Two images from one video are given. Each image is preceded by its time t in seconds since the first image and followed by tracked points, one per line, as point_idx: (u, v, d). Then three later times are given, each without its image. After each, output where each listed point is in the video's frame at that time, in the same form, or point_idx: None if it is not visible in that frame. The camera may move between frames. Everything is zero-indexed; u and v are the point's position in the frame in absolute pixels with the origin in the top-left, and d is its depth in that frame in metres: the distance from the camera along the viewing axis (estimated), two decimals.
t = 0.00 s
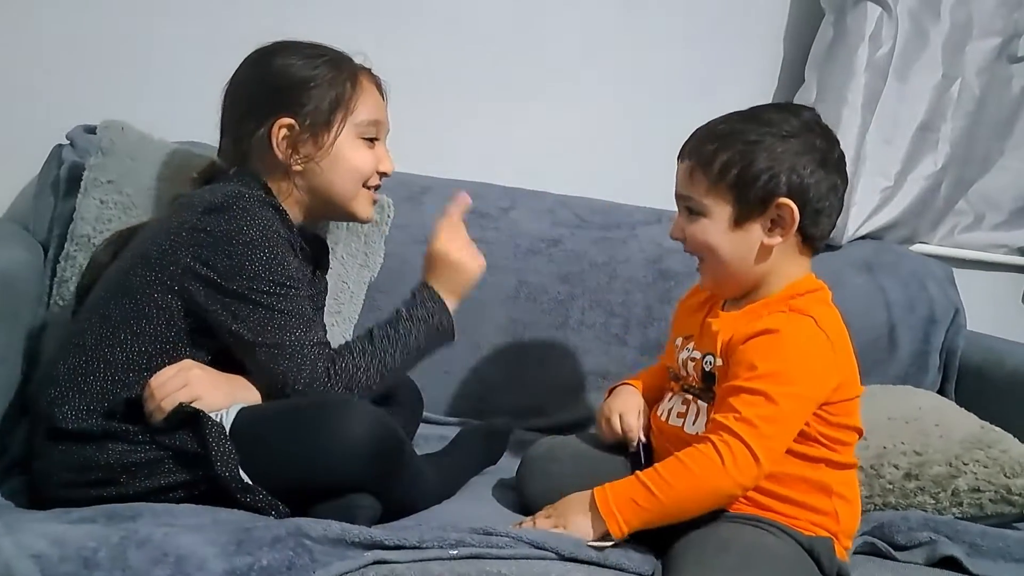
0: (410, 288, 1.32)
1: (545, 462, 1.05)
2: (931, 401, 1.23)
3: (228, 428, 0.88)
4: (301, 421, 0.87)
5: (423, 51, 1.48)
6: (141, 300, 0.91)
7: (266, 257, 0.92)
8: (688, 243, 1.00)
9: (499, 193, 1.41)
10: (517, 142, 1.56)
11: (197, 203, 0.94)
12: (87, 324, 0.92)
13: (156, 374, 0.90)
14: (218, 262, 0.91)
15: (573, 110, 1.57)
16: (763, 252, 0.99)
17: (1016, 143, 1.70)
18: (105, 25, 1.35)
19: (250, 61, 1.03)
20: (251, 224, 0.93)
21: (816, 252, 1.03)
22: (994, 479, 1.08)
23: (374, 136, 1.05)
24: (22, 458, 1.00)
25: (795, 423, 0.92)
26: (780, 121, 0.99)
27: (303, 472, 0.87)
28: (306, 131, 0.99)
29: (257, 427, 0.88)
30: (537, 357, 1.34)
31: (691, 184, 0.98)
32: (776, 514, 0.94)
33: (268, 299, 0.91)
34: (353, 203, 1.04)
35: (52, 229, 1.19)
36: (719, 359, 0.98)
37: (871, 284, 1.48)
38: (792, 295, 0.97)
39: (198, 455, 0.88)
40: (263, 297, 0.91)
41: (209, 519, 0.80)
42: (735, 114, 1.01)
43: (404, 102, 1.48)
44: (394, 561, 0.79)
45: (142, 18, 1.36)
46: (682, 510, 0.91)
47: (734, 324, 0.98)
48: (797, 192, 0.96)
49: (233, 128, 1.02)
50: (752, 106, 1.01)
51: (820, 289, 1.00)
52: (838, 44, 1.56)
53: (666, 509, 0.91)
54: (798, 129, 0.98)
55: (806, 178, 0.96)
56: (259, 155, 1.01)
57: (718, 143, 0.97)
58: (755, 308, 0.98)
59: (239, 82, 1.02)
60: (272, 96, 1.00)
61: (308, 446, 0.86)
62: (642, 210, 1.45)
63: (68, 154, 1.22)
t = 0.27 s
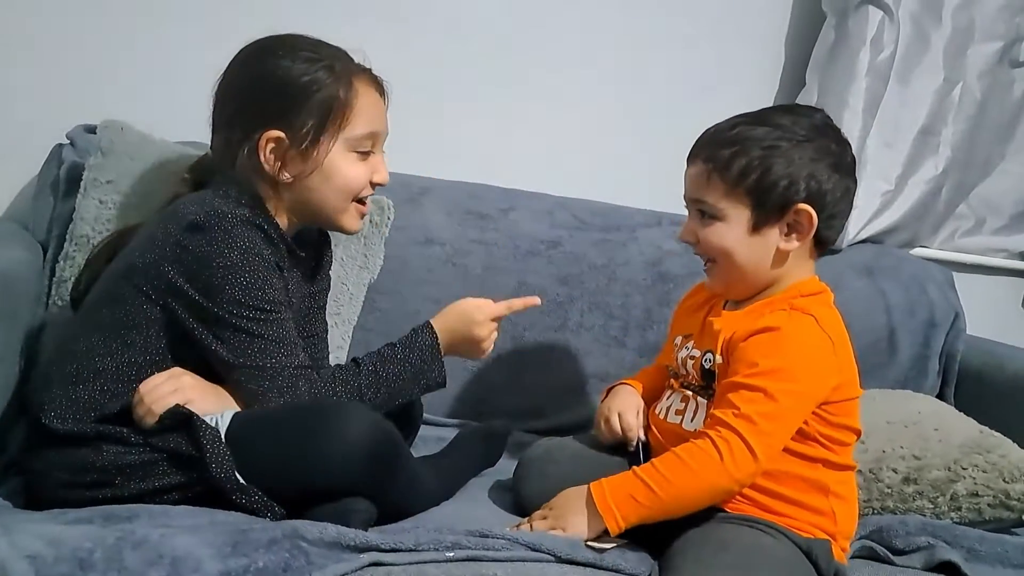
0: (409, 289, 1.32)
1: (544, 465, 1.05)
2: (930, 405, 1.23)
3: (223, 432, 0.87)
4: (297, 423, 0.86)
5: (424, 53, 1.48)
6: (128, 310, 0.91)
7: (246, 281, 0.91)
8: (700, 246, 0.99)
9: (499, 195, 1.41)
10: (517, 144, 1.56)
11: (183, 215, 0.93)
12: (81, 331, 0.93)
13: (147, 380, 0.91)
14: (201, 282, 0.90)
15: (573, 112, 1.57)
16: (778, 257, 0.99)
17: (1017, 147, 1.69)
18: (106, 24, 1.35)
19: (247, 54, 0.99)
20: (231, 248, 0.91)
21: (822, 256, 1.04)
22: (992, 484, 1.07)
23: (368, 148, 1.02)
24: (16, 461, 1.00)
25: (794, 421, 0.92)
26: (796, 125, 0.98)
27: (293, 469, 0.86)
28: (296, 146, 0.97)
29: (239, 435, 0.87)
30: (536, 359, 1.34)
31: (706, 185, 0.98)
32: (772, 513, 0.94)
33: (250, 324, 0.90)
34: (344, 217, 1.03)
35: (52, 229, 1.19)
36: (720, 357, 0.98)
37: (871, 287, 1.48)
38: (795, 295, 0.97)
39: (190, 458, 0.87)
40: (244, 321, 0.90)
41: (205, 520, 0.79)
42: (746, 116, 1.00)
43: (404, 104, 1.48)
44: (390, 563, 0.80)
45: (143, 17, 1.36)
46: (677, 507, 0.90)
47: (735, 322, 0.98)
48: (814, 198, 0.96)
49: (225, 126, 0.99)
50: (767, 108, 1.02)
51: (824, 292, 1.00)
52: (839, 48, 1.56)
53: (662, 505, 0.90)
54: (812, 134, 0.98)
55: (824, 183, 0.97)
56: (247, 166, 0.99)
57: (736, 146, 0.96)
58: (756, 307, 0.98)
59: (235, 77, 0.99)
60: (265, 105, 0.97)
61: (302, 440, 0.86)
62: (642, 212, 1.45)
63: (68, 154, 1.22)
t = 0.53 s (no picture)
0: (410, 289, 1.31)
1: (543, 465, 1.05)
2: (931, 408, 1.22)
3: (221, 433, 0.87)
4: (296, 426, 0.86)
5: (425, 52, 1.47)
6: (121, 317, 0.90)
7: (240, 288, 0.90)
8: (708, 247, 0.98)
9: (500, 195, 1.41)
10: (519, 144, 1.55)
11: (172, 220, 0.91)
12: (73, 335, 0.92)
13: (148, 379, 0.90)
14: (194, 288, 0.89)
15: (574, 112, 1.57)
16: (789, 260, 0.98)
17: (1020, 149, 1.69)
18: (105, 21, 1.35)
19: (247, 51, 0.96)
20: (224, 255, 0.90)
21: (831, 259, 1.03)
22: (994, 488, 1.07)
23: (376, 150, 1.00)
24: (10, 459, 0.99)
25: (809, 430, 0.91)
26: (808, 127, 0.97)
27: (297, 467, 0.86)
28: (303, 153, 0.95)
29: (239, 434, 0.86)
30: (536, 359, 1.34)
31: (718, 187, 0.96)
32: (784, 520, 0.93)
33: (244, 330, 0.89)
34: (350, 220, 1.02)
35: (51, 226, 1.18)
36: (729, 361, 0.97)
37: (873, 290, 1.47)
38: (805, 299, 0.97)
39: (191, 461, 0.87)
40: (238, 327, 0.89)
41: (203, 519, 0.79)
42: (757, 118, 0.99)
43: (404, 103, 1.48)
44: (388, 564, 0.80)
45: (142, 13, 1.36)
46: (695, 516, 0.89)
47: (751, 329, 0.97)
48: (828, 202, 0.96)
49: (224, 127, 0.96)
50: (778, 108, 1.00)
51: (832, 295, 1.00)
52: (842, 49, 1.56)
53: (680, 514, 0.89)
54: (823, 136, 0.97)
55: (838, 187, 0.96)
56: (251, 172, 0.96)
57: (748, 148, 0.95)
58: (770, 313, 0.97)
59: (233, 77, 0.95)
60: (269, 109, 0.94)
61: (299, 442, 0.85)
62: (643, 213, 1.44)
63: (68, 150, 1.22)
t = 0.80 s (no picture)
0: (410, 289, 1.32)
1: (542, 465, 1.05)
2: (928, 410, 1.23)
3: (225, 434, 0.87)
4: (288, 424, 0.86)
5: (426, 55, 1.48)
6: (127, 322, 0.91)
7: (249, 301, 0.90)
8: (711, 249, 0.99)
9: (500, 197, 1.41)
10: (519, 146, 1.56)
11: (184, 230, 0.91)
12: (80, 338, 0.92)
13: (155, 377, 0.91)
14: (203, 297, 0.90)
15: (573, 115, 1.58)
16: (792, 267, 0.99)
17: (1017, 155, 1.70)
18: (109, 21, 1.35)
19: (261, 63, 0.95)
20: (234, 267, 0.89)
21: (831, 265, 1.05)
22: (989, 490, 1.08)
23: (394, 158, 0.99)
24: (11, 455, 1.00)
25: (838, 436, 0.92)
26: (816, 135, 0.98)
27: (294, 463, 0.86)
28: (323, 166, 0.94)
29: (239, 437, 0.87)
30: (535, 360, 1.34)
31: (726, 191, 0.96)
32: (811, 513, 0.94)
33: (255, 341, 0.90)
34: (370, 230, 1.01)
35: (54, 224, 1.19)
36: (734, 367, 0.98)
37: (870, 293, 1.49)
38: (810, 302, 0.98)
39: (195, 460, 0.87)
40: (248, 339, 0.90)
41: (204, 518, 0.80)
42: (766, 123, 1.00)
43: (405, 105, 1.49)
44: (388, 563, 0.80)
45: (145, 13, 1.36)
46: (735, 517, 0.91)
47: (764, 329, 0.97)
48: (835, 210, 0.97)
49: (238, 140, 0.95)
50: (785, 115, 1.01)
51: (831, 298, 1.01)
52: (840, 54, 1.57)
53: (722, 514, 0.91)
54: (830, 145, 0.99)
55: (845, 198, 0.97)
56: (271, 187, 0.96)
57: (759, 153, 0.96)
58: (775, 320, 0.97)
59: (247, 91, 0.94)
60: (287, 122, 0.93)
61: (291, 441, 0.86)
62: (642, 216, 1.45)
63: (71, 150, 1.22)
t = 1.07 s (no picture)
0: (410, 290, 1.32)
1: (541, 465, 1.06)
2: (928, 413, 1.23)
3: (224, 433, 0.88)
4: (287, 428, 0.87)
5: (426, 56, 1.49)
6: (127, 327, 0.91)
7: (248, 308, 0.90)
8: (716, 245, 0.98)
9: (500, 198, 1.42)
10: (519, 147, 1.57)
11: (184, 237, 0.91)
12: (80, 341, 0.93)
13: (155, 378, 0.91)
14: (202, 305, 0.90)
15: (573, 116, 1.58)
16: (800, 265, 0.99)
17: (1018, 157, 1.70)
18: (109, 21, 1.36)
19: (265, 68, 0.94)
20: (234, 273, 0.90)
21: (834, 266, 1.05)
22: (986, 493, 1.08)
23: (398, 168, 0.99)
24: (10, 453, 1.01)
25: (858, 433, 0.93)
26: (825, 135, 0.99)
27: (296, 467, 0.87)
28: (326, 175, 0.95)
29: (239, 436, 0.88)
30: (535, 360, 1.34)
31: (736, 185, 0.96)
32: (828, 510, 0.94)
33: (254, 348, 0.90)
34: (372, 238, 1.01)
35: (56, 223, 1.20)
36: (748, 366, 0.97)
37: (869, 295, 1.49)
38: (821, 298, 0.98)
39: (195, 459, 0.88)
40: (247, 347, 0.90)
41: (204, 516, 0.80)
42: (773, 120, 1.00)
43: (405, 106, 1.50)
44: (387, 562, 0.80)
45: (146, 13, 1.37)
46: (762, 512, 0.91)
47: (783, 328, 0.96)
48: (844, 209, 0.97)
49: (242, 143, 0.95)
50: (794, 115, 1.01)
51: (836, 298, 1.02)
52: (840, 56, 1.57)
53: (751, 510, 0.91)
54: (837, 145, 0.99)
55: (853, 197, 0.98)
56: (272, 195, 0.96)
57: (769, 149, 0.96)
58: (793, 316, 0.97)
59: (250, 96, 0.94)
60: (291, 129, 0.93)
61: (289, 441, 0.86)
62: (642, 217, 1.46)
63: (72, 149, 1.23)
